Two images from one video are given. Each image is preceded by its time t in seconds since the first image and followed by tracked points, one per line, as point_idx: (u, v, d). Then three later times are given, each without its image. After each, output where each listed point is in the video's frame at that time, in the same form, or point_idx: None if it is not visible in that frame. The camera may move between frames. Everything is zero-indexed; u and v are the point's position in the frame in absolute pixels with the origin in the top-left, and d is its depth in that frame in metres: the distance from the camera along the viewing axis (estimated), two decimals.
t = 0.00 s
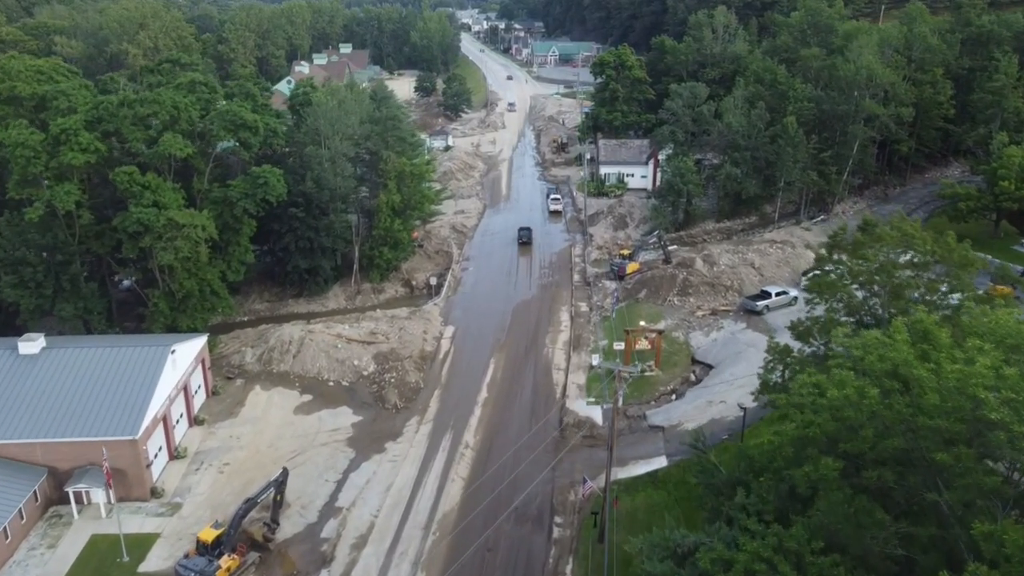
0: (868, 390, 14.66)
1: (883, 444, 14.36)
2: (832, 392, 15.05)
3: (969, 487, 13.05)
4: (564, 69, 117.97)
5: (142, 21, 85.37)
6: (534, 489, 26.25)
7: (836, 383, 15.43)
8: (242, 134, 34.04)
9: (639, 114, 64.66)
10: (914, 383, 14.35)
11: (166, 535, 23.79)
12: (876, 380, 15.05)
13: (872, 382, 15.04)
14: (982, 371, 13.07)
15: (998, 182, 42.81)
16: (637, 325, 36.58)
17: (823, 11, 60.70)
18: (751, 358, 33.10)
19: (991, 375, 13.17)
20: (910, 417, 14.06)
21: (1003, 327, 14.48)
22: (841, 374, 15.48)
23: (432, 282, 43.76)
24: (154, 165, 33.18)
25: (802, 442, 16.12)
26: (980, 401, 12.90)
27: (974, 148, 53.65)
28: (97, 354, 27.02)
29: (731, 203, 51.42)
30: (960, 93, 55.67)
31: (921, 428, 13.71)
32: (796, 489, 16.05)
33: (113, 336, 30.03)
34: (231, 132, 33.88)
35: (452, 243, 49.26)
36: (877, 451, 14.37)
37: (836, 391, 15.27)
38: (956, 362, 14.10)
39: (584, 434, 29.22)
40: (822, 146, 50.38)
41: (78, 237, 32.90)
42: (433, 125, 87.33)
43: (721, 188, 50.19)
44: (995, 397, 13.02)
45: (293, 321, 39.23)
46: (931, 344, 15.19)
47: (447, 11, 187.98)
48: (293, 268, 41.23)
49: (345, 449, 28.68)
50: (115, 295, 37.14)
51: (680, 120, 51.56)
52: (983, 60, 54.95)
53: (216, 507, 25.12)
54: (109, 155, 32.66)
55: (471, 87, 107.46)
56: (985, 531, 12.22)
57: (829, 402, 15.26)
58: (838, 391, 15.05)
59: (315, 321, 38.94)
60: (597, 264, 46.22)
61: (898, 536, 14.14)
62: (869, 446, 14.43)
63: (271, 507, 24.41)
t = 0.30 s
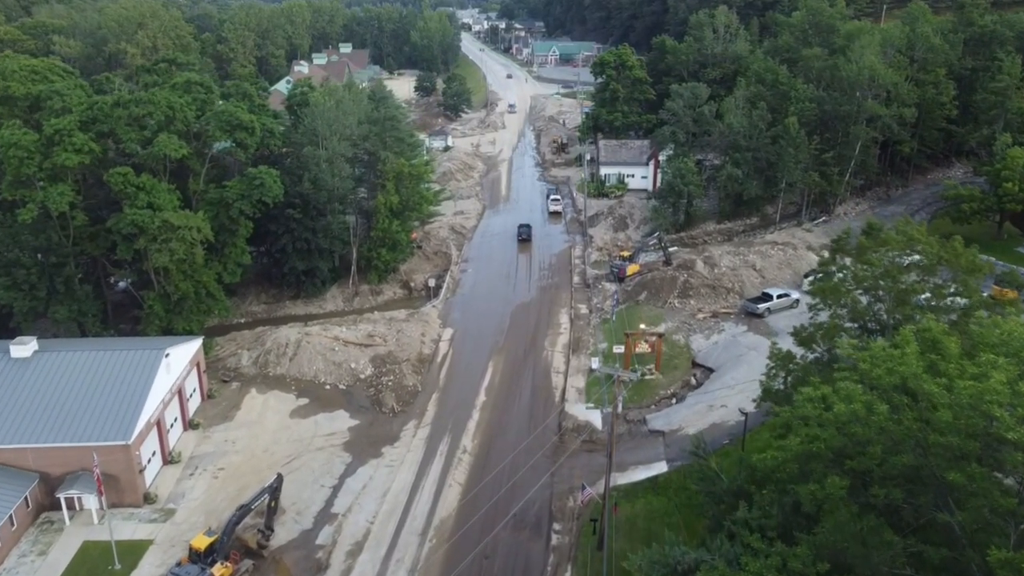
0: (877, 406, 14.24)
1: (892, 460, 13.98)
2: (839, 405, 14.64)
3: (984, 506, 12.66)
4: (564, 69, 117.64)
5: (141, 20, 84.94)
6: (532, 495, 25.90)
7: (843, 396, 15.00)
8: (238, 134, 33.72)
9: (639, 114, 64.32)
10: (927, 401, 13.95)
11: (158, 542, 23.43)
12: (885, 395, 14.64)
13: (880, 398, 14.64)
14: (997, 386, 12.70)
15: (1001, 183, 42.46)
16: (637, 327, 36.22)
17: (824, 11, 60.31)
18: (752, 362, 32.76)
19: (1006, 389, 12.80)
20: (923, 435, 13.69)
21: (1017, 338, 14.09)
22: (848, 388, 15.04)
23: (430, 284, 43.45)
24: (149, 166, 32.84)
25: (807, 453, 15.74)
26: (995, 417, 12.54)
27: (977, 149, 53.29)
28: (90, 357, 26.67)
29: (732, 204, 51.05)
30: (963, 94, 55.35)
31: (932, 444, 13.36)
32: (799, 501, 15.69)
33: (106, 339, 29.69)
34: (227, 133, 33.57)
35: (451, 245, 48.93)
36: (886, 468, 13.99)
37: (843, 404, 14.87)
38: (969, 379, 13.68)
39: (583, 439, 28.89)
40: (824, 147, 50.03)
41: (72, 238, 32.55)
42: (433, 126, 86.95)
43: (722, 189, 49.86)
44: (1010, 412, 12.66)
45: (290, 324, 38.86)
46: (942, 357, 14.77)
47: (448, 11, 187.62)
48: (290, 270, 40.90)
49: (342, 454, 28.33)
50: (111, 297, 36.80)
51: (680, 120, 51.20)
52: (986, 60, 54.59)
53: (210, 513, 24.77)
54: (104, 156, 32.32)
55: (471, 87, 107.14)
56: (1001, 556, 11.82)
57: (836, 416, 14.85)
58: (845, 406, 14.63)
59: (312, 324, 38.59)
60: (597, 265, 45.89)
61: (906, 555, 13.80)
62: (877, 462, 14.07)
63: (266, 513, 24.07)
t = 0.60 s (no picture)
0: (888, 424, 13.81)
1: (903, 481, 13.59)
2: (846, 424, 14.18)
3: (999, 527, 12.28)
4: (565, 68, 117.27)
5: (139, 19, 84.49)
6: (531, 502, 25.52)
7: (851, 413, 14.54)
8: (234, 135, 33.35)
9: (640, 114, 63.91)
10: (939, 420, 13.57)
11: (150, 550, 23.04)
12: (895, 413, 14.21)
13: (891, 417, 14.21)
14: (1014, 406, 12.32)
15: (1005, 185, 42.05)
16: (637, 331, 35.83)
17: (826, 11, 59.90)
18: (753, 366, 32.38)
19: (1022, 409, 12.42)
20: (937, 457, 13.33)
21: None
22: (857, 404, 14.58)
23: (428, 286, 43.10)
24: (143, 167, 32.47)
25: (813, 466, 15.34)
26: (1011, 439, 12.18)
27: (981, 150, 52.85)
28: (82, 361, 26.30)
29: (734, 206, 50.63)
30: (966, 94, 54.93)
31: (944, 466, 13.04)
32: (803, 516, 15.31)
33: (99, 342, 29.30)
34: (223, 133, 33.21)
35: (449, 246, 48.58)
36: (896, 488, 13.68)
37: (852, 420, 14.43)
38: (984, 399, 13.28)
39: (582, 444, 28.53)
40: (826, 148, 49.63)
41: (66, 241, 32.19)
42: (432, 126, 86.54)
43: (723, 190, 49.49)
44: None
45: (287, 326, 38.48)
46: (954, 372, 14.36)
47: (449, 10, 187.20)
48: (287, 272, 40.51)
49: (337, 460, 27.93)
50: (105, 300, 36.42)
51: (681, 121, 50.78)
52: (989, 61, 54.16)
53: (203, 520, 24.38)
54: (97, 157, 31.95)
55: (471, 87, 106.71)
56: None
57: (843, 434, 14.39)
58: (854, 425, 14.17)
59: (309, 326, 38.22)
60: (596, 267, 45.50)
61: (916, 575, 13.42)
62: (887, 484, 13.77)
63: (259, 521, 23.69)
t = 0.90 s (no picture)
0: (902, 446, 13.39)
1: (918, 505, 13.23)
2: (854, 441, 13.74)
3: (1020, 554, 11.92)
4: (565, 69, 116.86)
5: (137, 19, 84.02)
6: (529, 510, 25.14)
7: (862, 432, 14.09)
8: (230, 136, 32.97)
9: (641, 114, 63.49)
10: (955, 440, 13.23)
11: (143, 559, 22.66)
12: (908, 432, 13.81)
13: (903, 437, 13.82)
14: None
15: (1009, 187, 41.60)
16: (638, 334, 35.44)
17: (829, 11, 59.48)
18: (755, 370, 32.01)
19: None
20: (954, 479, 12.99)
21: None
22: (867, 422, 14.15)
23: (427, 289, 42.75)
24: (139, 168, 32.11)
25: (819, 479, 14.95)
26: None
27: (984, 151, 52.40)
28: (75, 366, 25.91)
29: (735, 207, 50.18)
30: (969, 95, 54.51)
31: (964, 490, 12.66)
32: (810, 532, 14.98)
33: (92, 346, 28.89)
34: (219, 135, 32.84)
35: (449, 248, 48.20)
36: (912, 512, 13.36)
37: (860, 435, 14.02)
38: (1003, 420, 12.94)
39: (582, 450, 28.15)
40: (828, 149, 49.23)
41: (60, 243, 31.82)
42: (432, 126, 86.11)
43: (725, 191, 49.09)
44: None
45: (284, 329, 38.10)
46: (967, 386, 13.99)
47: (449, 10, 186.72)
48: (284, 274, 40.12)
49: (334, 466, 27.52)
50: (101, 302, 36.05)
51: (682, 121, 50.36)
52: (993, 61, 53.73)
53: (197, 528, 24.01)
54: (92, 158, 31.57)
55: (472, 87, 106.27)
56: None
57: (854, 454, 13.95)
58: (866, 445, 13.74)
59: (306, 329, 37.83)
60: (597, 269, 45.10)
61: None
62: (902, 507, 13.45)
63: (254, 529, 23.32)
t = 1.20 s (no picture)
0: (922, 477, 12.67)
1: (939, 541, 12.53)
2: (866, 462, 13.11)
3: None
4: (565, 69, 116.47)
5: (134, 19, 83.49)
6: (527, 519, 24.67)
7: (877, 459, 13.30)
8: (224, 138, 32.47)
9: (641, 115, 63.03)
10: (976, 466, 12.76)
11: (132, 571, 22.17)
12: (926, 459, 13.13)
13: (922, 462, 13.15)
14: None
15: (1014, 188, 41.09)
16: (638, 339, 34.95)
17: (830, 11, 59.01)
18: (756, 376, 31.55)
19: None
20: (977, 511, 12.49)
21: None
22: (883, 449, 13.38)
23: (424, 292, 42.27)
24: (131, 171, 31.62)
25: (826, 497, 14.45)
26: None
27: (987, 152, 51.95)
28: (64, 373, 25.44)
29: (736, 209, 49.69)
30: (972, 96, 54.07)
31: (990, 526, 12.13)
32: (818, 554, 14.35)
33: (82, 352, 28.38)
34: (213, 137, 32.37)
35: (446, 250, 47.73)
36: (931, 548, 12.68)
37: (872, 457, 13.41)
38: None
39: (580, 457, 27.67)
40: (830, 150, 48.77)
41: (51, 247, 31.34)
42: (431, 127, 85.67)
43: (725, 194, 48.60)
44: None
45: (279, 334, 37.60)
46: (985, 405, 13.51)
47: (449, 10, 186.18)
48: (279, 277, 39.61)
49: (328, 474, 27.03)
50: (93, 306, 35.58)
51: (683, 123, 49.85)
52: (996, 62, 53.28)
53: (188, 538, 23.51)
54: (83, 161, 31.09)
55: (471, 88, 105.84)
56: None
57: (869, 483, 13.16)
58: (882, 475, 12.97)
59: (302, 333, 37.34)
60: (596, 272, 44.62)
61: None
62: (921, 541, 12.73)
63: (245, 540, 22.84)
